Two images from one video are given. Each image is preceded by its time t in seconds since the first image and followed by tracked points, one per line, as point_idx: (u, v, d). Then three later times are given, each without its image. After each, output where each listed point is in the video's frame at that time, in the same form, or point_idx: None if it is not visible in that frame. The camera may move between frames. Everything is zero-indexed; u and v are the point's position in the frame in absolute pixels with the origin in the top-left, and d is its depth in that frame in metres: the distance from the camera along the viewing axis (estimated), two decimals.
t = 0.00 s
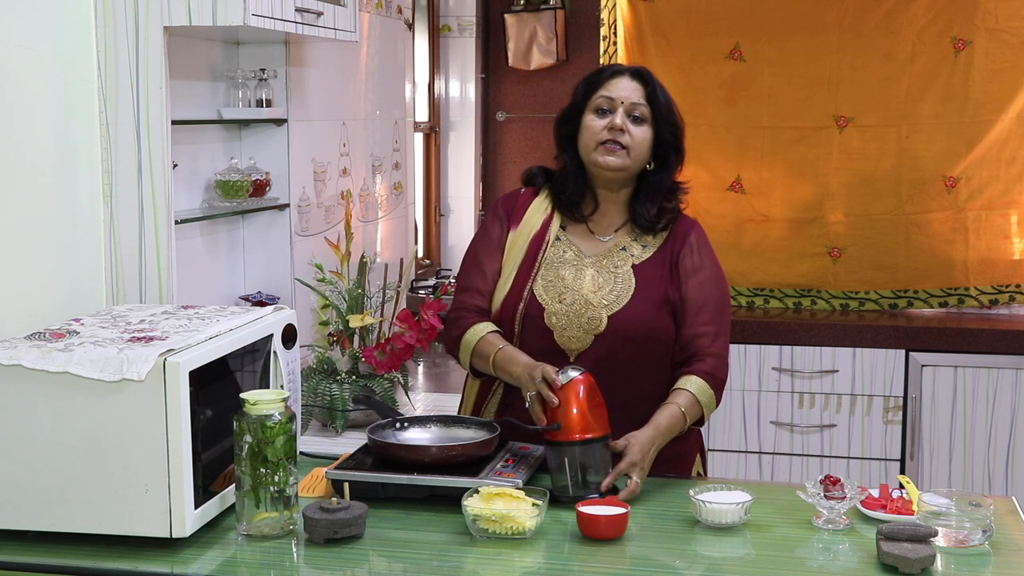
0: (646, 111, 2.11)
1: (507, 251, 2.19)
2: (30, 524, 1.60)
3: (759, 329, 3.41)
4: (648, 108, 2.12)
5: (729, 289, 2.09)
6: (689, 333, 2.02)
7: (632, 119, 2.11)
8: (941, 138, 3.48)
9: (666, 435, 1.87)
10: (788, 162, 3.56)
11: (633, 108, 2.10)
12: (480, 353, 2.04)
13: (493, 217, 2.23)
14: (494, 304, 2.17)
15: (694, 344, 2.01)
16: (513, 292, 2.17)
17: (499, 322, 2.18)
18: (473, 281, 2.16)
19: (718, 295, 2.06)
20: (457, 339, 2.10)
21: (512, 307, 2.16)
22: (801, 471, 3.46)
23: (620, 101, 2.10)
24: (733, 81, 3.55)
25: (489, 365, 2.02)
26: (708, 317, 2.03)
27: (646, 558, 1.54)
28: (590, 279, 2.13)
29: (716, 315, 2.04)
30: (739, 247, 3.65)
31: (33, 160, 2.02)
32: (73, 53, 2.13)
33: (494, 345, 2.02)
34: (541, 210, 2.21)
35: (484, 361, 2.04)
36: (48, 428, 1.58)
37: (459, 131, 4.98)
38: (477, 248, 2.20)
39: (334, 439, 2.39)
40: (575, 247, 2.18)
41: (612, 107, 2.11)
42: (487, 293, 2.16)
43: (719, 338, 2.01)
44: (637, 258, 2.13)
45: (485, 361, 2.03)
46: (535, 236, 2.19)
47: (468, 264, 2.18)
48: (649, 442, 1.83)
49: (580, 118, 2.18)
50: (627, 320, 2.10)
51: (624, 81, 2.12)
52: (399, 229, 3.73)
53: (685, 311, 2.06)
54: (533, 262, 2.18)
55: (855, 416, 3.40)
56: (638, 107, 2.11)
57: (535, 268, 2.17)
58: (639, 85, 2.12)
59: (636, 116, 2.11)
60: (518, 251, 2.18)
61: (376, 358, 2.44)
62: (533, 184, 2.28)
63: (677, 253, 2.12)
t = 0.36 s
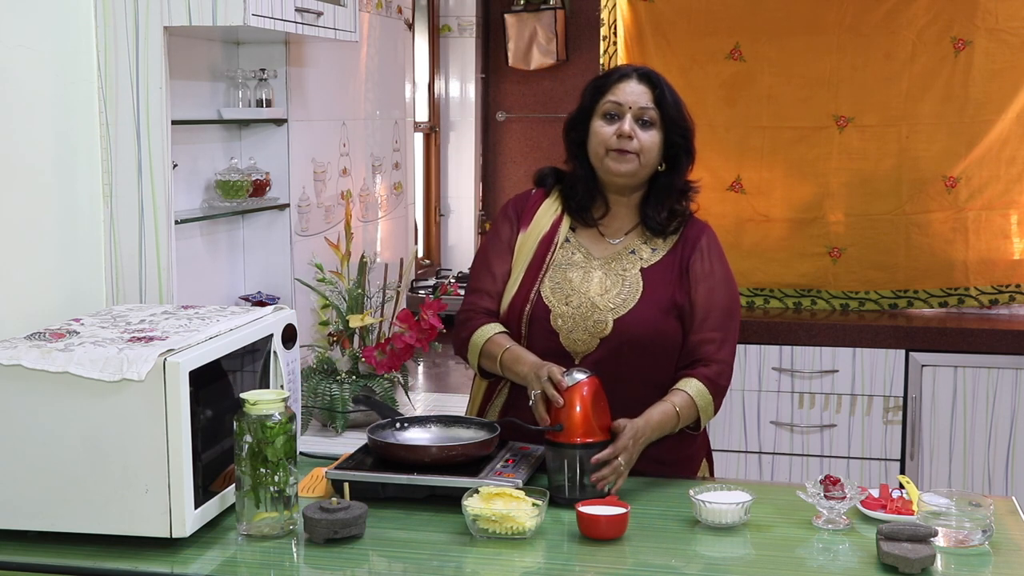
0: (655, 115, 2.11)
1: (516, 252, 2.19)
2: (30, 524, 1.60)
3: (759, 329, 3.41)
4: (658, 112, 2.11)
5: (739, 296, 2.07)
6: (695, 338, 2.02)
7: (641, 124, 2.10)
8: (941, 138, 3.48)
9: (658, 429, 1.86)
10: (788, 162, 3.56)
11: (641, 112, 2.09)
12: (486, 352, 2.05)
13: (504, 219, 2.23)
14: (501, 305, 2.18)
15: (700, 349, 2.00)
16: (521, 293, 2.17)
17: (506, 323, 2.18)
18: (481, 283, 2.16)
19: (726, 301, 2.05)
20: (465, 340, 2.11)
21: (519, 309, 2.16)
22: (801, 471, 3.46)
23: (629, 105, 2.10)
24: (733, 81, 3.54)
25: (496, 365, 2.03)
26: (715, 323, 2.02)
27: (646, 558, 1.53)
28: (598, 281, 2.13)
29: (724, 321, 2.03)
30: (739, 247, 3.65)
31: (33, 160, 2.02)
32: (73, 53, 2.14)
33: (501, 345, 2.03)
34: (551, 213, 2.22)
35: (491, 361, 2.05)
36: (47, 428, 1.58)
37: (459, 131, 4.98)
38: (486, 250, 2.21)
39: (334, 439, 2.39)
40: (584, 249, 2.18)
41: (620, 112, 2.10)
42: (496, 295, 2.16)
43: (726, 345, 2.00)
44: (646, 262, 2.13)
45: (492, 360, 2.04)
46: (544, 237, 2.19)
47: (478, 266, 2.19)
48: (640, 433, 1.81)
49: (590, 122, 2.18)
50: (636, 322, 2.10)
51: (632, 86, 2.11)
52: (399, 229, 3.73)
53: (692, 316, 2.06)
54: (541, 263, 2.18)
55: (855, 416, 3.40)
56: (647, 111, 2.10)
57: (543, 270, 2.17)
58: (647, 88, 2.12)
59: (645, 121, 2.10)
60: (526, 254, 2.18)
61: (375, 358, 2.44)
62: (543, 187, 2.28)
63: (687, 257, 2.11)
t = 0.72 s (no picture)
0: (654, 125, 2.08)
1: (517, 252, 2.20)
2: (30, 524, 1.60)
3: (759, 329, 3.41)
4: (657, 122, 2.08)
5: (742, 298, 2.07)
6: (697, 339, 2.01)
7: (639, 136, 2.07)
8: (941, 138, 3.48)
9: (659, 433, 1.85)
10: (788, 162, 3.56)
11: (640, 125, 2.06)
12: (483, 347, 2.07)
13: (506, 220, 2.24)
14: (500, 305, 2.19)
15: (701, 350, 1.99)
16: (522, 293, 2.17)
17: (507, 323, 2.19)
18: (481, 285, 2.17)
19: (729, 303, 2.04)
20: (464, 339, 2.12)
21: (520, 310, 2.17)
22: (801, 471, 3.46)
23: (628, 118, 2.06)
24: (733, 81, 3.54)
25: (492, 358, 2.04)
26: (716, 324, 2.02)
27: (646, 558, 1.54)
28: (600, 282, 2.13)
29: (726, 322, 2.02)
30: (739, 246, 3.65)
31: (33, 160, 2.02)
32: (73, 53, 2.14)
33: (494, 339, 2.04)
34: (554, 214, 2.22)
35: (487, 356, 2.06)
36: (47, 428, 1.58)
37: (459, 131, 4.98)
38: (490, 250, 2.22)
39: (334, 439, 2.39)
40: (586, 249, 2.17)
41: (619, 124, 2.07)
42: (496, 296, 2.17)
43: (727, 346, 2.00)
44: (649, 262, 2.12)
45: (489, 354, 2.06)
46: (546, 238, 2.20)
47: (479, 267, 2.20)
48: (641, 437, 1.81)
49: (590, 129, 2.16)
50: (637, 322, 2.10)
51: (631, 96, 2.07)
52: (400, 229, 3.73)
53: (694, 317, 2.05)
54: (543, 265, 2.18)
55: (855, 416, 3.40)
56: (647, 122, 2.07)
57: (545, 271, 2.17)
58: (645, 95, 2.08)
59: (644, 133, 2.07)
60: (529, 255, 2.19)
61: (375, 358, 2.44)
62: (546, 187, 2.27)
63: (691, 258, 2.11)
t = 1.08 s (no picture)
0: (643, 139, 2.05)
1: (507, 253, 2.22)
2: (30, 524, 1.60)
3: (759, 329, 3.41)
4: (646, 136, 2.04)
5: (734, 287, 2.01)
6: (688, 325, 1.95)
7: (629, 151, 2.05)
8: (941, 138, 3.48)
9: (651, 411, 1.76)
10: (788, 162, 3.56)
11: (629, 141, 2.04)
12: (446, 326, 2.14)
13: (499, 224, 2.28)
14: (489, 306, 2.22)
15: (694, 334, 1.92)
16: (512, 294, 2.19)
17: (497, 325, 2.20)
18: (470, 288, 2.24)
19: (721, 287, 1.99)
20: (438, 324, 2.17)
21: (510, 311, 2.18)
22: (801, 471, 3.46)
23: (616, 134, 2.04)
24: (733, 81, 3.54)
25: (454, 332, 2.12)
26: (708, 309, 1.95)
27: (646, 558, 1.54)
28: (590, 281, 2.12)
29: (718, 306, 1.96)
30: (739, 246, 3.65)
31: (33, 160, 2.02)
32: (72, 52, 2.13)
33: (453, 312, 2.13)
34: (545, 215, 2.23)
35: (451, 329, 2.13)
36: (47, 428, 1.58)
37: (459, 131, 4.98)
38: (484, 254, 2.26)
39: (333, 439, 2.39)
40: (577, 248, 2.18)
41: (607, 138, 2.05)
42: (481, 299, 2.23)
43: (720, 329, 1.92)
44: (638, 259, 2.11)
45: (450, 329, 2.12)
46: (536, 239, 2.21)
47: (471, 270, 2.26)
48: (628, 422, 1.73)
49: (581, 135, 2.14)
50: (626, 317, 2.08)
51: (619, 110, 2.03)
52: (399, 229, 3.73)
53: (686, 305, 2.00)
54: (533, 266, 2.20)
55: (855, 416, 3.40)
56: (635, 136, 2.04)
57: (534, 272, 2.19)
58: (634, 108, 2.03)
59: (633, 147, 2.05)
60: (519, 255, 2.21)
61: (376, 359, 2.43)
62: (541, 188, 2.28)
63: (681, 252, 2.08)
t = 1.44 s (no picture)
0: (630, 143, 2.02)
1: (491, 261, 2.23)
2: (30, 524, 1.60)
3: (759, 329, 3.41)
4: (634, 140, 2.01)
5: (693, 287, 1.95)
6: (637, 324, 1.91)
7: (615, 153, 2.03)
8: (941, 138, 3.48)
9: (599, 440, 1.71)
10: (788, 162, 3.56)
11: (615, 144, 2.01)
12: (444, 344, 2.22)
13: (488, 230, 2.28)
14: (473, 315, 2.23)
15: (640, 332, 1.88)
16: (491, 304, 2.18)
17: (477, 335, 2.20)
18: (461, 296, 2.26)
19: (674, 286, 1.94)
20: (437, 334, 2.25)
21: (488, 323, 2.18)
22: (801, 471, 3.46)
23: (603, 136, 2.01)
24: (733, 81, 3.54)
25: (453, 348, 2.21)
26: (659, 308, 1.90)
27: (646, 558, 1.54)
28: (563, 290, 2.12)
29: (670, 306, 1.91)
30: (738, 247, 3.65)
31: (33, 161, 2.02)
32: (72, 52, 2.13)
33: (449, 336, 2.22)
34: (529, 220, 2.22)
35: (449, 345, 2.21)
36: (47, 428, 1.58)
37: (459, 131, 4.98)
38: (474, 259, 2.28)
39: (333, 438, 2.39)
40: (556, 256, 2.17)
41: (594, 140, 2.03)
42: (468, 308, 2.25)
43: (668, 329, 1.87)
44: (610, 265, 2.09)
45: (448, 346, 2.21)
46: (517, 246, 2.20)
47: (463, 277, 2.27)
48: (579, 453, 1.68)
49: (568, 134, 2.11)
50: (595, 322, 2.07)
51: (608, 113, 2.00)
52: (399, 229, 3.73)
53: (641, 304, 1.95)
54: (512, 275, 2.19)
55: (855, 416, 3.40)
56: (622, 141, 2.02)
57: (512, 282, 2.18)
58: (623, 112, 2.00)
59: (619, 150, 2.03)
60: (502, 264, 2.21)
61: (376, 359, 2.42)
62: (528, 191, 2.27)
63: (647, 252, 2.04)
